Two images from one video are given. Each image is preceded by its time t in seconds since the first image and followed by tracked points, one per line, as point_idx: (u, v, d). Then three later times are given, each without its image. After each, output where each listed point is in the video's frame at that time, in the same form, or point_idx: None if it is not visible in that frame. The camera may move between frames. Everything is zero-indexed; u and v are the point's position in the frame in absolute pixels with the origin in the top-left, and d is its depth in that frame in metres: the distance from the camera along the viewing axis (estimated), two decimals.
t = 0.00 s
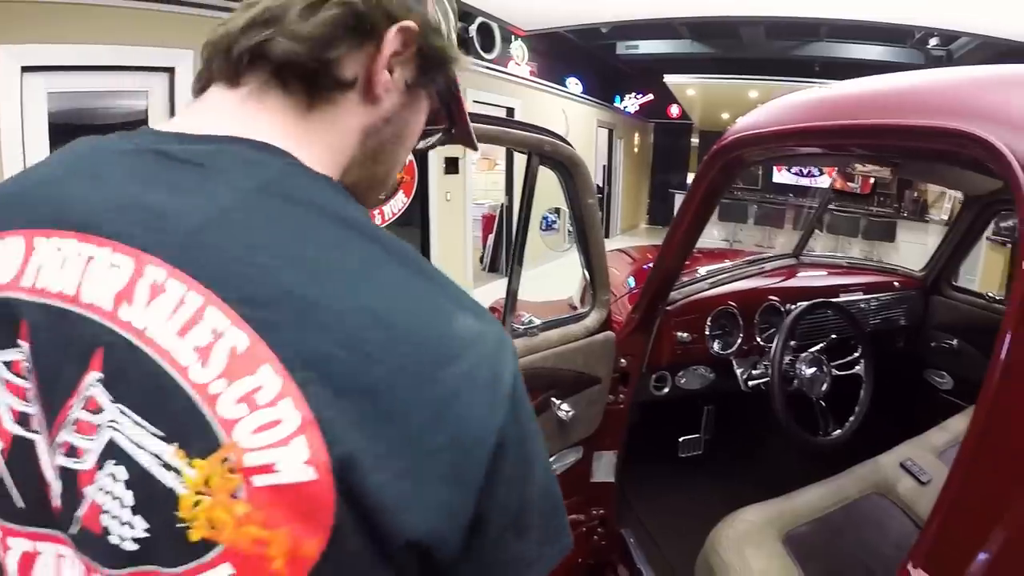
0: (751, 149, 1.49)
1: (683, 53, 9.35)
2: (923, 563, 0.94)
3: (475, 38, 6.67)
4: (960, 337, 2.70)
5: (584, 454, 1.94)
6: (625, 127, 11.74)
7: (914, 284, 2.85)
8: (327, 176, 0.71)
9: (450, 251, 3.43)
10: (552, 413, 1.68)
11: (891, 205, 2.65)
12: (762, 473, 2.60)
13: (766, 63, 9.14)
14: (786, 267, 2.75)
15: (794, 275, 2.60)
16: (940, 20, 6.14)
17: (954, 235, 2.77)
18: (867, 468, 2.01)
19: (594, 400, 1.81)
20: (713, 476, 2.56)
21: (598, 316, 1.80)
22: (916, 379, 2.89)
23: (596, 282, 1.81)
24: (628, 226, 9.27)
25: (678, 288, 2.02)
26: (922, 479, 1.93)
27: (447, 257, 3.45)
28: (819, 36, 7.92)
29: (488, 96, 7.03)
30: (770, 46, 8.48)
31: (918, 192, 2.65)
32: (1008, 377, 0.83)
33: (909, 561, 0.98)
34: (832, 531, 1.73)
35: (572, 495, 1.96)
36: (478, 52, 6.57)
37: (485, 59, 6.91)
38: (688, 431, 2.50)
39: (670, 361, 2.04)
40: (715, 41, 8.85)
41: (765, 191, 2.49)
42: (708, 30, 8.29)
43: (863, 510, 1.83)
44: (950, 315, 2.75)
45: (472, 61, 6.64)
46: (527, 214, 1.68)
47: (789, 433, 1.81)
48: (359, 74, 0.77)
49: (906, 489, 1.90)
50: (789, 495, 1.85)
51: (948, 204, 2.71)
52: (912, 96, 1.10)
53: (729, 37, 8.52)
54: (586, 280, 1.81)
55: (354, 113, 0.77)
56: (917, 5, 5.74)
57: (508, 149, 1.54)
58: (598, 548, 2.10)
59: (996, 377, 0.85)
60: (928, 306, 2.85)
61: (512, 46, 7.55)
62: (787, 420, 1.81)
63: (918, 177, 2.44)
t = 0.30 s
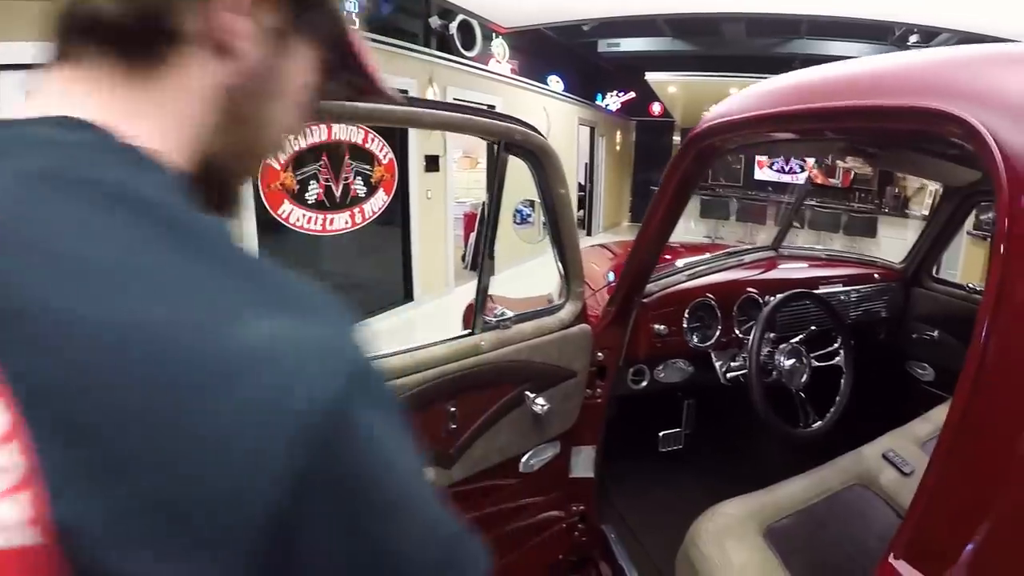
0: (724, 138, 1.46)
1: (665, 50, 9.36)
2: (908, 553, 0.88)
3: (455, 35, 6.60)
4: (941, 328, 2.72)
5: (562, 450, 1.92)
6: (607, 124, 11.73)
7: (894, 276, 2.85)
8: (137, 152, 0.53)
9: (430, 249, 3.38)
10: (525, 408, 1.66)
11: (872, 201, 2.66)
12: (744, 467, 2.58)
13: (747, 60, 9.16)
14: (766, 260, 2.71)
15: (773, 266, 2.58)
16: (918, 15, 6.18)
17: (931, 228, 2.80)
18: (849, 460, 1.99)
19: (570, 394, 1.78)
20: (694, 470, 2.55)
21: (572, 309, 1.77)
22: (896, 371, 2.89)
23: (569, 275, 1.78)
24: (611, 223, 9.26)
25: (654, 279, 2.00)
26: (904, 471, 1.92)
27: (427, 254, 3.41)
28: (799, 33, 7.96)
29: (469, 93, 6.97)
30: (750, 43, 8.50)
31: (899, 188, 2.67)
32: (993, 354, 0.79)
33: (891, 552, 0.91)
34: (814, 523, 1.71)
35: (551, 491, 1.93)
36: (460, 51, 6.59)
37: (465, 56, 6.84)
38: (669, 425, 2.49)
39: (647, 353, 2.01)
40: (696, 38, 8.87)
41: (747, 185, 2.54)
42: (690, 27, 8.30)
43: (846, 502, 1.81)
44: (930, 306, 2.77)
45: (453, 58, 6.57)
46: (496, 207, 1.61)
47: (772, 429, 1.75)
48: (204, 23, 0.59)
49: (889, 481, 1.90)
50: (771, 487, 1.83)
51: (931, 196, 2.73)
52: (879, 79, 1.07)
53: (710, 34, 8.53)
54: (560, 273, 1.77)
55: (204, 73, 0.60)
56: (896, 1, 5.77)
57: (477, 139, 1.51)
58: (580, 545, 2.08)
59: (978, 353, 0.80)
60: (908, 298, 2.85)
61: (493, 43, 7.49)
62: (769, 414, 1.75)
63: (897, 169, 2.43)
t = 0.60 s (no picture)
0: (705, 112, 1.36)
1: (650, 46, 9.35)
2: (911, 552, 0.76)
3: (440, 31, 6.54)
4: (931, 320, 2.67)
5: (542, 444, 1.86)
6: (595, 122, 11.69)
7: (883, 267, 2.78)
8: None
9: (411, 243, 3.31)
10: (501, 399, 1.64)
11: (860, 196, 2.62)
12: (731, 462, 2.51)
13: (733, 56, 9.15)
14: (751, 249, 2.62)
15: (759, 256, 2.50)
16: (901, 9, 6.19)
17: (919, 221, 2.78)
18: (840, 454, 1.93)
19: (549, 386, 1.74)
20: (680, 465, 2.48)
21: (549, 297, 1.72)
22: (887, 363, 2.83)
23: (546, 262, 1.71)
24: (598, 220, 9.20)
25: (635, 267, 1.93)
26: (898, 463, 1.87)
27: (409, 248, 3.34)
28: (784, 28, 7.96)
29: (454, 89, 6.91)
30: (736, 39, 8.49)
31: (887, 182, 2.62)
32: (998, 336, 0.67)
33: (890, 550, 0.79)
34: (805, 519, 1.64)
35: (532, 487, 1.87)
36: (444, 47, 6.47)
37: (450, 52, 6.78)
38: (654, 420, 2.44)
39: (629, 344, 1.95)
40: (682, 34, 8.85)
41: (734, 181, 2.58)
42: (675, 22, 8.27)
43: (836, 496, 1.75)
44: (920, 297, 2.72)
45: (437, 53, 6.51)
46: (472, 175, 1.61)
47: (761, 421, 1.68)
48: None
49: (881, 474, 1.84)
50: (760, 481, 1.77)
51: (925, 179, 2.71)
52: (850, 41, 1.00)
53: (696, 30, 8.52)
54: (536, 259, 1.70)
55: None
56: None
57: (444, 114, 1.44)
58: (563, 543, 2.00)
59: (981, 336, 0.69)
60: (897, 289, 2.81)
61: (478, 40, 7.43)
62: (756, 405, 1.67)
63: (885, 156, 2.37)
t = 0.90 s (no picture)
0: (695, 84, 1.28)
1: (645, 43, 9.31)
2: (939, 550, 0.68)
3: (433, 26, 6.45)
4: (932, 310, 2.60)
5: (532, 438, 1.77)
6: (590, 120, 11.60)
7: (883, 257, 2.70)
8: None
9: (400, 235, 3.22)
10: (487, 389, 1.57)
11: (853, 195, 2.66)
12: (729, 458, 2.44)
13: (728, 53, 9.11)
14: (747, 237, 2.52)
15: (755, 243, 2.41)
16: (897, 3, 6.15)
17: (919, 210, 2.69)
18: (843, 447, 1.86)
19: (539, 376, 1.68)
20: (676, 461, 2.40)
21: (538, 282, 1.66)
22: (887, 357, 2.77)
23: (533, 242, 1.65)
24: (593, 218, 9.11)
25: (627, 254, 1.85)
26: (902, 457, 1.80)
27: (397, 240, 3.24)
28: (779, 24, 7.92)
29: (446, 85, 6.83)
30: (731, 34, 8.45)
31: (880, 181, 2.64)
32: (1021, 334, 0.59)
33: (915, 546, 0.71)
34: (808, 514, 1.57)
35: (522, 483, 1.79)
36: (437, 42, 6.38)
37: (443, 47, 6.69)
38: (649, 414, 2.39)
39: (623, 333, 1.86)
40: (676, 30, 8.81)
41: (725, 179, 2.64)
42: (670, 18, 8.22)
43: (841, 492, 1.67)
44: (920, 288, 2.65)
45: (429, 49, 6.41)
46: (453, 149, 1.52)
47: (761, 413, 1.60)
48: None
49: (886, 468, 1.77)
50: (760, 475, 1.69)
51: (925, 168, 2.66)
52: None
53: (691, 26, 8.47)
54: (521, 239, 1.65)
55: None
56: None
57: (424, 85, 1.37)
58: (554, 542, 1.93)
59: (1004, 333, 0.60)
60: (898, 280, 2.73)
61: (471, 35, 7.35)
62: (757, 396, 1.59)
63: (884, 141, 2.31)
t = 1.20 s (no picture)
0: (694, 56, 1.20)
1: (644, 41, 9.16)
2: (976, 559, 0.65)
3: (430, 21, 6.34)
4: (938, 305, 2.52)
5: (523, 437, 1.69)
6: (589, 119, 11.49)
7: (887, 250, 2.62)
8: None
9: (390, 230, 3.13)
10: (472, 386, 1.50)
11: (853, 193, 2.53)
12: (730, 458, 2.36)
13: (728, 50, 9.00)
14: (747, 227, 2.43)
15: (756, 235, 2.33)
16: None
17: (918, 211, 2.64)
18: (850, 445, 1.78)
19: (531, 372, 1.60)
20: (674, 461, 2.32)
21: (528, 271, 1.60)
22: (892, 353, 2.69)
23: (523, 228, 1.58)
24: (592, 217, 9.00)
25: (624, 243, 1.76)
26: (912, 456, 1.72)
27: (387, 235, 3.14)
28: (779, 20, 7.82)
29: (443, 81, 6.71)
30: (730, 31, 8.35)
31: (881, 180, 2.52)
32: None
33: (950, 556, 0.68)
34: (815, 516, 1.49)
35: (514, 484, 1.71)
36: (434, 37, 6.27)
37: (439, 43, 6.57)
38: (647, 413, 2.29)
39: (618, 326, 1.78)
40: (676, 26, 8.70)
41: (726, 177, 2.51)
42: (669, 14, 8.13)
43: (849, 492, 1.59)
44: (928, 281, 2.56)
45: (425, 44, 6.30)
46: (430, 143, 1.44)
47: (768, 410, 1.51)
48: None
49: (895, 468, 1.69)
50: (765, 475, 1.61)
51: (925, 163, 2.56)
52: None
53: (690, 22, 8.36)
54: (509, 223, 1.58)
55: None
56: None
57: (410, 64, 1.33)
58: (548, 546, 1.84)
59: None
60: (903, 274, 2.65)
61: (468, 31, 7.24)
62: (763, 392, 1.50)
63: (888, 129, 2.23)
